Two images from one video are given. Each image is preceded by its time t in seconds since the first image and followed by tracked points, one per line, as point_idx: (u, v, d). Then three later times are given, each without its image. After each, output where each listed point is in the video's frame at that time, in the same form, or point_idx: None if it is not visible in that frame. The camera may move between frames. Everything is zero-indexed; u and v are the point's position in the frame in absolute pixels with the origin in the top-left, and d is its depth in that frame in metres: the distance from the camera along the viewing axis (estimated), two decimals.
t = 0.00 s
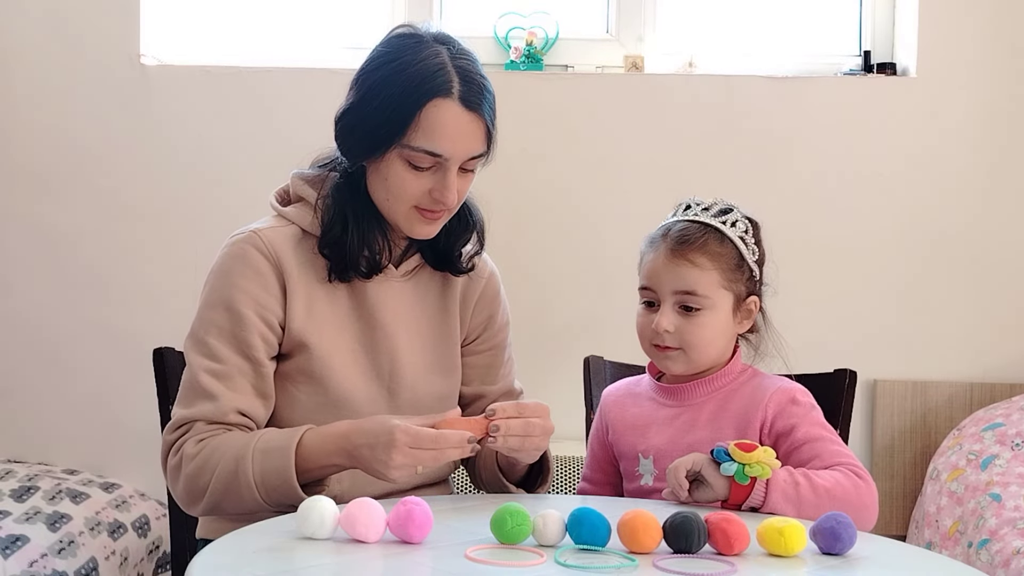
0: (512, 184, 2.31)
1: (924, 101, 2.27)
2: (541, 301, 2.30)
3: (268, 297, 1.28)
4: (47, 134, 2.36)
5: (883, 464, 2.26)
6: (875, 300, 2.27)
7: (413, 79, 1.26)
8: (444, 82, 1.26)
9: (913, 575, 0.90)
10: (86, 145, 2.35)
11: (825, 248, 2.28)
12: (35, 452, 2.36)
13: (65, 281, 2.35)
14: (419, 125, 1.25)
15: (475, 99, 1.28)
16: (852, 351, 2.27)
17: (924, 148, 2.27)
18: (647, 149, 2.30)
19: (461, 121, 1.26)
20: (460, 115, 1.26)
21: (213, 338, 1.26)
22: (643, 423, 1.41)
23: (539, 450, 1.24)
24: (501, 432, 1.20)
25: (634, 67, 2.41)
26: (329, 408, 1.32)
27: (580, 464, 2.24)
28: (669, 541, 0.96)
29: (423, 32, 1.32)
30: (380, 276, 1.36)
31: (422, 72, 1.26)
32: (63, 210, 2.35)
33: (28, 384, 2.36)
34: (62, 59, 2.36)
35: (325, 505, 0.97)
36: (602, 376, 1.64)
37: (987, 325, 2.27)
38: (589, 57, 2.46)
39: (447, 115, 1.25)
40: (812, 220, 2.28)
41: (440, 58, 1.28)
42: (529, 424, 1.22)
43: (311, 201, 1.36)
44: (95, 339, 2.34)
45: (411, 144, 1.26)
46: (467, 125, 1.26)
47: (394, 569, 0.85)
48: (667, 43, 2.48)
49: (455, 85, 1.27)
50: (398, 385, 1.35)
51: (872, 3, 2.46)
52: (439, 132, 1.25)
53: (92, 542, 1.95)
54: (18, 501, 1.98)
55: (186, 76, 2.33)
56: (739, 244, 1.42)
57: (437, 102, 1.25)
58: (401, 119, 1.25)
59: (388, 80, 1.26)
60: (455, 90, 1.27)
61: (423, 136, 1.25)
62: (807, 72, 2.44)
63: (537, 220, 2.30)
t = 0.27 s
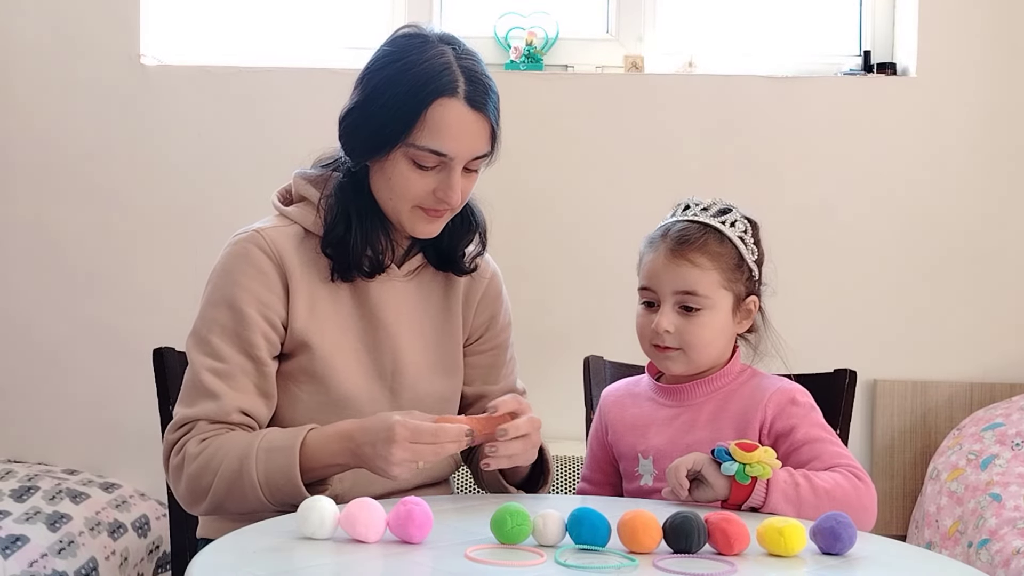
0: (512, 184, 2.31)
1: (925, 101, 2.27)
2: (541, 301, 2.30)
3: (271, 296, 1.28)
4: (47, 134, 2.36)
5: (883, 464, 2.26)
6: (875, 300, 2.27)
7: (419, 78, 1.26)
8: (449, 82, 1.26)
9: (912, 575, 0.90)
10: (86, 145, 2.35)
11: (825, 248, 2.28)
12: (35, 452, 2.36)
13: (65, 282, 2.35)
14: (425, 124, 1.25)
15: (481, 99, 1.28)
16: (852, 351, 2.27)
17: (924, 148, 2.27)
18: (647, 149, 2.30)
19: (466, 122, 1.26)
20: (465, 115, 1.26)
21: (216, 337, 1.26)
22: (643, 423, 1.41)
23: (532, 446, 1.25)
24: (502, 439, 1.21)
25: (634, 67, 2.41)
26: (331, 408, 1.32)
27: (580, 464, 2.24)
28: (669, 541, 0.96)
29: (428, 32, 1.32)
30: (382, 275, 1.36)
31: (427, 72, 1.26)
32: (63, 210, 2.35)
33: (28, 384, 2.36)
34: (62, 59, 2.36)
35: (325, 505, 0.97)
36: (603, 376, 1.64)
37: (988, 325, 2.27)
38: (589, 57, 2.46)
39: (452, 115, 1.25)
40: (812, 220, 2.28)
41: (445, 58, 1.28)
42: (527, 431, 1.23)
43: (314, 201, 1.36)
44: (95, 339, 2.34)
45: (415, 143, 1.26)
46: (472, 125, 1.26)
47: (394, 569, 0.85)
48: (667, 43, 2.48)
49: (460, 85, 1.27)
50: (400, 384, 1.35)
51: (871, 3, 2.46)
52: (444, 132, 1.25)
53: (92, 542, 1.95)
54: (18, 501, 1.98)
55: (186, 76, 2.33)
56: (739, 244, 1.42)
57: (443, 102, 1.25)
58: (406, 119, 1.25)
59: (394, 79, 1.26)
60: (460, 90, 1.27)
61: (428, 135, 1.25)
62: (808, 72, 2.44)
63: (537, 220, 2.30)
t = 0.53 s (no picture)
0: (512, 184, 2.31)
1: (925, 101, 2.27)
2: (541, 301, 2.30)
3: (270, 295, 1.28)
4: (46, 134, 2.36)
5: (883, 464, 2.26)
6: (876, 299, 2.27)
7: (418, 78, 1.26)
8: (448, 82, 1.26)
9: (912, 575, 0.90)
10: (86, 145, 2.35)
11: (825, 248, 2.28)
12: (35, 452, 2.36)
13: (65, 281, 2.35)
14: (424, 124, 1.25)
15: (480, 99, 1.28)
16: (852, 351, 2.28)
17: (924, 148, 2.27)
18: (647, 149, 2.30)
19: (465, 121, 1.26)
20: (464, 114, 1.26)
21: (215, 336, 1.26)
22: (642, 423, 1.41)
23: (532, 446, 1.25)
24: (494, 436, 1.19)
25: (634, 67, 2.41)
26: (331, 407, 1.32)
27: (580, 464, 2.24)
28: (669, 541, 0.96)
29: (427, 32, 1.32)
30: (383, 275, 1.36)
31: (426, 72, 1.26)
32: (63, 210, 2.35)
33: (28, 383, 2.36)
34: (62, 59, 2.36)
35: (324, 505, 0.97)
36: (602, 376, 1.64)
37: (988, 325, 2.27)
38: (589, 57, 2.46)
39: (451, 115, 1.25)
40: (812, 220, 2.28)
41: (443, 57, 1.28)
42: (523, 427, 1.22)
43: (315, 201, 1.36)
44: (95, 339, 2.34)
45: (415, 143, 1.26)
46: (471, 124, 1.26)
47: (393, 569, 0.85)
48: (667, 43, 2.47)
49: (459, 84, 1.27)
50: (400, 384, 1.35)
51: (871, 3, 2.46)
52: (443, 131, 1.25)
53: (92, 542, 1.95)
54: (18, 501, 1.98)
55: (186, 76, 2.33)
56: (741, 245, 1.42)
57: (442, 102, 1.25)
58: (405, 118, 1.25)
59: (393, 79, 1.26)
60: (459, 89, 1.27)
61: (427, 135, 1.25)
62: (808, 72, 2.44)
63: (537, 220, 2.30)
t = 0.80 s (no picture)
0: (512, 184, 2.31)
1: (925, 101, 2.27)
2: (541, 301, 2.30)
3: (274, 296, 1.28)
4: (46, 134, 2.36)
5: (883, 464, 2.26)
6: (875, 300, 2.27)
7: (415, 71, 1.26)
8: (446, 74, 1.27)
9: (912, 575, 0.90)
10: (86, 145, 2.35)
11: (826, 248, 2.28)
12: (35, 453, 2.36)
13: (66, 281, 2.35)
14: (423, 116, 1.26)
15: (478, 89, 1.29)
16: (852, 351, 2.28)
17: (925, 148, 2.27)
18: (647, 149, 2.30)
19: (464, 112, 1.26)
20: (463, 105, 1.27)
21: (218, 337, 1.26)
22: (641, 422, 1.41)
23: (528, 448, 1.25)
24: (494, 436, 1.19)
25: (633, 67, 2.41)
26: (332, 408, 1.32)
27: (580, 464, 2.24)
28: (668, 541, 0.96)
29: (422, 28, 1.33)
30: (385, 276, 1.36)
31: (424, 65, 1.27)
32: (63, 210, 2.35)
33: (28, 384, 2.36)
34: (62, 59, 2.36)
35: (324, 505, 0.97)
36: (602, 376, 1.64)
37: (987, 325, 2.27)
38: (589, 57, 2.46)
39: (450, 106, 1.26)
40: (812, 220, 2.28)
41: (440, 50, 1.29)
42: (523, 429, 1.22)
43: (317, 201, 1.36)
44: (95, 339, 2.34)
45: (415, 136, 1.27)
46: (470, 115, 1.27)
47: (393, 569, 0.85)
48: (667, 43, 2.48)
49: (457, 76, 1.28)
50: (401, 384, 1.35)
51: (871, 2, 2.46)
52: (443, 123, 1.25)
53: (92, 542, 1.95)
54: (18, 501, 1.98)
55: (186, 76, 2.33)
56: (744, 246, 1.43)
57: (440, 93, 1.26)
58: (404, 112, 1.26)
59: (390, 74, 1.27)
60: (457, 81, 1.27)
61: (426, 127, 1.26)
62: (807, 72, 2.44)
63: (537, 220, 2.30)
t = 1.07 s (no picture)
0: (513, 185, 2.31)
1: (925, 101, 2.27)
2: (541, 301, 2.30)
3: (282, 297, 1.28)
4: (46, 134, 2.36)
5: (883, 464, 2.26)
6: (876, 300, 2.27)
7: (427, 69, 1.27)
8: (458, 72, 1.27)
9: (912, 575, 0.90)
10: (86, 145, 2.35)
11: (826, 248, 2.28)
12: (35, 452, 2.36)
13: (66, 281, 2.35)
14: (436, 114, 1.26)
15: (490, 87, 1.29)
16: (852, 351, 2.28)
17: (925, 148, 2.27)
18: (647, 149, 2.30)
19: (476, 110, 1.27)
20: (475, 102, 1.27)
21: (225, 336, 1.26)
22: (641, 422, 1.41)
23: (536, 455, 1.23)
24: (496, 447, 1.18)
25: (633, 67, 2.41)
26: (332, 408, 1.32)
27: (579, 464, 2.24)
28: (668, 541, 0.96)
29: (432, 30, 1.33)
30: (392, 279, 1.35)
31: (436, 63, 1.27)
32: (63, 210, 2.35)
33: (28, 384, 2.36)
34: (62, 59, 2.36)
35: (325, 506, 0.97)
36: (602, 376, 1.64)
37: (987, 325, 2.27)
38: (589, 57, 2.46)
39: (463, 103, 1.26)
40: (812, 220, 2.28)
41: (451, 49, 1.29)
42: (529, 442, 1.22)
43: (327, 202, 1.36)
44: (96, 339, 2.34)
45: (428, 134, 1.27)
46: (483, 112, 1.27)
47: (393, 569, 0.85)
48: (667, 43, 2.48)
49: (469, 74, 1.28)
50: (403, 385, 1.35)
51: (871, 3, 2.46)
52: (456, 120, 1.26)
53: (92, 542, 1.95)
54: (18, 501, 1.98)
55: (186, 76, 2.33)
56: (745, 246, 1.43)
57: (453, 90, 1.26)
58: (417, 110, 1.26)
59: (403, 73, 1.27)
60: (469, 79, 1.28)
61: (440, 124, 1.26)
62: (807, 72, 2.44)
63: (537, 220, 2.30)
